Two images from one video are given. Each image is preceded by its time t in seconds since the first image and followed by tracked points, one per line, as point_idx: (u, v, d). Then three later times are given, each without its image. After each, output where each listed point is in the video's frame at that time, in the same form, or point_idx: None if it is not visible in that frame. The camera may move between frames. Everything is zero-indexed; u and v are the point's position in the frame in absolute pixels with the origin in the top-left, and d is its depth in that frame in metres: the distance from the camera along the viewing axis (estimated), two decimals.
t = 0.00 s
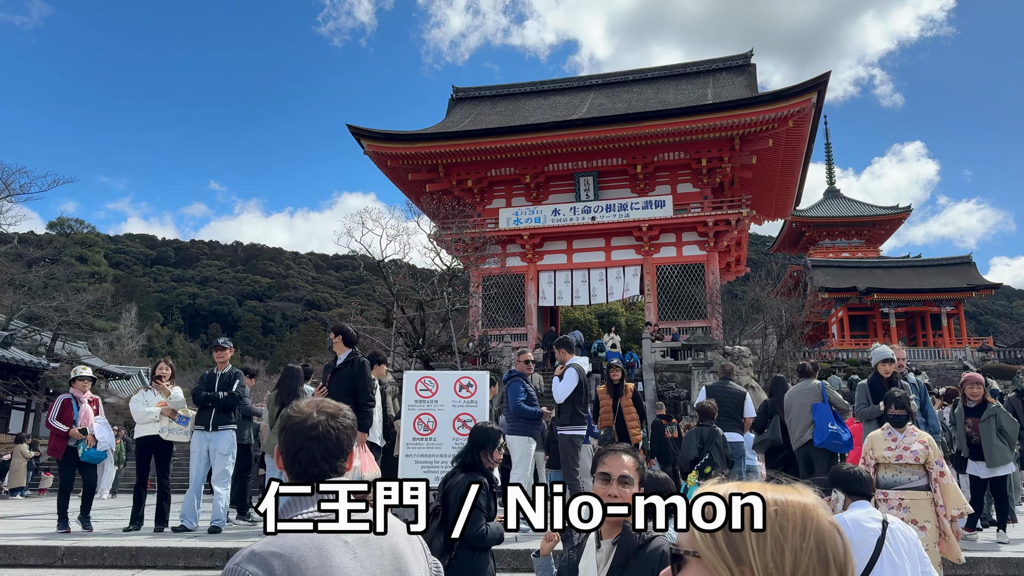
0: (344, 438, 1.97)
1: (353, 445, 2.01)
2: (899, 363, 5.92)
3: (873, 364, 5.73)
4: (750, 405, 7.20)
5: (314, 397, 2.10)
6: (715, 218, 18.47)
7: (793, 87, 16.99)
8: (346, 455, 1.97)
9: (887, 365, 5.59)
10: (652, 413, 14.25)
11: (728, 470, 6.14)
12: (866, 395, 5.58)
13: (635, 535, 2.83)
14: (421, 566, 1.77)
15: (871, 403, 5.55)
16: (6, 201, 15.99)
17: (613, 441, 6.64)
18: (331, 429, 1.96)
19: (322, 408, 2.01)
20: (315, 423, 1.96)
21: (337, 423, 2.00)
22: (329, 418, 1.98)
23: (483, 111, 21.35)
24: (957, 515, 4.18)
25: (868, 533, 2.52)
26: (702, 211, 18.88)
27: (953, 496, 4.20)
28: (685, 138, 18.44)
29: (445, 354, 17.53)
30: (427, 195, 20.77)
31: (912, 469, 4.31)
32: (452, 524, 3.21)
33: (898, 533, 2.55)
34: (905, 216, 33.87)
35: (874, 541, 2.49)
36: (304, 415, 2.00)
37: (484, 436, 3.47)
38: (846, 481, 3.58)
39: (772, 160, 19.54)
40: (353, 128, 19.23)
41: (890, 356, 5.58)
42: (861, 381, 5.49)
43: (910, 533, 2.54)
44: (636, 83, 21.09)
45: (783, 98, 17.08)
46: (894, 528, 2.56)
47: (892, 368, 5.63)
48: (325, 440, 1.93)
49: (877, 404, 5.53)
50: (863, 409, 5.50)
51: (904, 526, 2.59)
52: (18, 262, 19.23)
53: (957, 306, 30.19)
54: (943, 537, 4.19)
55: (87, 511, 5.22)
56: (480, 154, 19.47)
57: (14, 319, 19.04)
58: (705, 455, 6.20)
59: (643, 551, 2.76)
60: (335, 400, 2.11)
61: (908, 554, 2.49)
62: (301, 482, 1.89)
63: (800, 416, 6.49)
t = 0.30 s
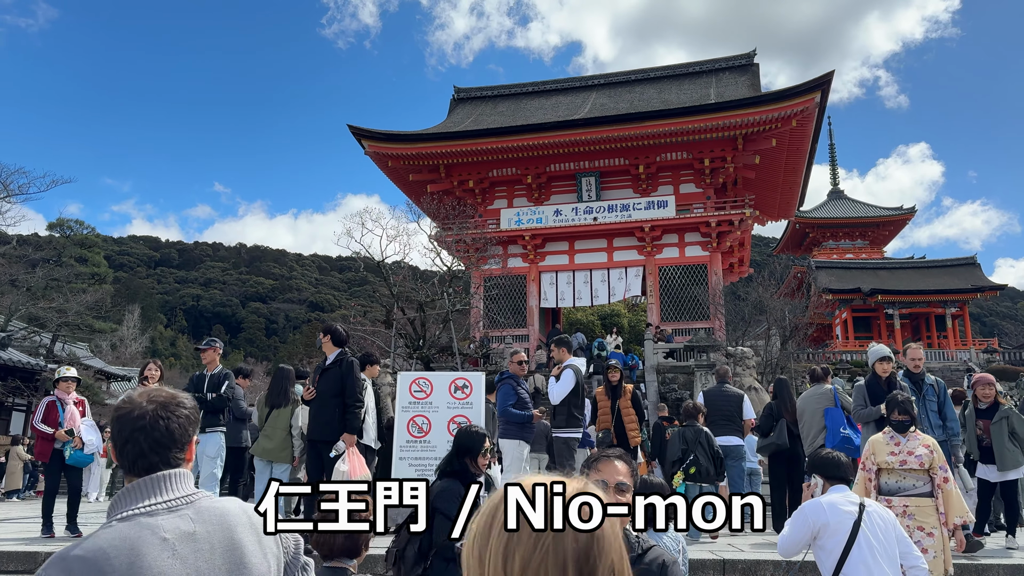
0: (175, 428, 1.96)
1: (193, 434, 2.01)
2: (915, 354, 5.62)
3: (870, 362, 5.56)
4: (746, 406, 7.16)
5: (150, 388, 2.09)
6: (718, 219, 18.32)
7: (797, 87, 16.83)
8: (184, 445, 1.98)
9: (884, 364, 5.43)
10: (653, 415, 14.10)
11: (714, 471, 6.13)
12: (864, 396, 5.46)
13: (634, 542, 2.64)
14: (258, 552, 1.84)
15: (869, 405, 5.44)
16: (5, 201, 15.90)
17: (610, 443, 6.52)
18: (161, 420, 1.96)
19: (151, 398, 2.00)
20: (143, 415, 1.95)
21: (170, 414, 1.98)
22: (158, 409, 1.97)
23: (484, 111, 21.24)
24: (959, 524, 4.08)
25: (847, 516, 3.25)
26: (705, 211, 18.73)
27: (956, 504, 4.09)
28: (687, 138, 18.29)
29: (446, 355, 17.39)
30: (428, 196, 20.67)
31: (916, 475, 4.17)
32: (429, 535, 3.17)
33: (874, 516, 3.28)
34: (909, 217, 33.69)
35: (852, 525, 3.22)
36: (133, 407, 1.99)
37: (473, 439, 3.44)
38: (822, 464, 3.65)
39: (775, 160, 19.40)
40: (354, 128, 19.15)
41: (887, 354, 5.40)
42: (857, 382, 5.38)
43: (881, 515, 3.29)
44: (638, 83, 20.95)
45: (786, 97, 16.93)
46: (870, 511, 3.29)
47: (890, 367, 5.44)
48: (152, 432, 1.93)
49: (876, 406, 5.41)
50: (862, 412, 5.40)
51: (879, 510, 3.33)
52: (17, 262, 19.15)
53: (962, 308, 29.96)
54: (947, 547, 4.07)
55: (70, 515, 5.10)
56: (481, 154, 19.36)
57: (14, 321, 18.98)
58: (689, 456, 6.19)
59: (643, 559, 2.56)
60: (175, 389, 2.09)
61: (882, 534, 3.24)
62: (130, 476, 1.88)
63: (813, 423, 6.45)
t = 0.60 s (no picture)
0: (48, 428, 1.93)
1: (72, 433, 2.00)
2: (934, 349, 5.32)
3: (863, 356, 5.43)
4: (731, 407, 7.03)
5: (33, 387, 2.07)
6: (717, 219, 18.20)
7: (796, 87, 16.74)
8: (62, 445, 1.96)
9: (875, 357, 5.31)
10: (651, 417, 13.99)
11: (701, 476, 6.07)
12: (855, 392, 5.31)
13: (605, 544, 2.42)
14: (127, 551, 1.79)
15: (860, 401, 5.28)
16: None
17: (603, 443, 6.43)
18: (37, 421, 1.93)
19: (27, 399, 1.97)
20: (18, 415, 1.93)
21: (46, 414, 1.96)
22: (34, 409, 1.95)
23: (482, 111, 21.16)
24: (967, 551, 3.85)
25: (829, 507, 3.22)
26: (703, 212, 18.62)
27: (964, 529, 3.84)
28: (686, 138, 18.19)
29: (442, 356, 17.29)
30: (426, 196, 20.58)
31: (919, 497, 3.95)
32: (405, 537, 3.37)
33: (856, 509, 3.25)
34: (908, 219, 33.62)
35: (832, 517, 3.20)
36: (12, 406, 1.96)
37: (449, 438, 3.71)
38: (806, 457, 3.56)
39: (774, 161, 19.30)
40: (351, 128, 19.08)
41: (881, 348, 5.27)
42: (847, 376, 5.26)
43: (863, 508, 3.26)
44: (637, 83, 20.85)
45: (785, 98, 16.83)
46: (851, 504, 3.25)
47: (883, 360, 5.32)
48: (27, 433, 1.90)
49: (867, 403, 5.25)
50: (851, 408, 5.27)
51: (861, 503, 3.29)
52: (12, 262, 19.02)
53: (961, 310, 29.87)
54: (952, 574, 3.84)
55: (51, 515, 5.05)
56: (478, 155, 19.27)
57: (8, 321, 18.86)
58: (677, 459, 6.14)
59: (615, 561, 2.35)
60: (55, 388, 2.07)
61: (863, 527, 3.22)
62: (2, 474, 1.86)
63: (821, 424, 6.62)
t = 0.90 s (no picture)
0: None
1: None
2: (931, 339, 5.20)
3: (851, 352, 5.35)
4: (709, 404, 6.94)
5: None
6: (711, 221, 18.11)
7: (791, 88, 16.66)
8: None
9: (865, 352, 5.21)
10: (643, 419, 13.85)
11: (684, 477, 6.01)
12: (846, 391, 5.21)
13: (568, 544, 2.30)
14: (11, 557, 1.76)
15: (852, 400, 5.17)
16: None
17: (589, 444, 6.39)
18: None
19: None
20: None
21: None
22: None
23: (476, 112, 21.04)
24: (965, 561, 3.66)
25: (803, 483, 3.38)
26: (698, 213, 18.52)
27: (961, 536, 3.68)
28: (681, 139, 18.11)
29: (434, 358, 17.17)
30: (419, 197, 20.45)
31: (917, 502, 3.80)
32: (373, 540, 3.29)
33: (831, 486, 3.38)
34: (903, 222, 33.61)
35: (807, 493, 3.35)
36: None
37: (423, 437, 3.60)
38: (780, 434, 3.65)
39: (768, 162, 19.22)
40: (343, 128, 18.95)
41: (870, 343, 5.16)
42: (835, 373, 5.17)
43: (839, 487, 3.39)
44: (632, 84, 20.76)
45: (780, 99, 16.76)
46: (827, 481, 3.39)
47: (873, 356, 5.23)
48: None
49: (858, 401, 5.14)
50: (842, 407, 5.16)
51: (837, 481, 3.43)
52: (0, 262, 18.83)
53: (956, 313, 29.83)
54: None
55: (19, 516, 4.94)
56: (471, 155, 19.16)
57: None
58: (660, 459, 6.07)
59: (580, 562, 2.23)
60: None
61: (836, 504, 3.36)
62: None
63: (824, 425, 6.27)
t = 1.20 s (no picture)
0: None
1: None
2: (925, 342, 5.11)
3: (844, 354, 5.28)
4: (697, 410, 6.81)
5: None
6: (704, 224, 18.03)
7: (784, 91, 16.62)
8: None
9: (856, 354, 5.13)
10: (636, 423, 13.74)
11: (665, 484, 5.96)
12: (837, 390, 5.16)
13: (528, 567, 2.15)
14: None
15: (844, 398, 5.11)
16: None
17: (576, 449, 6.36)
18: None
19: None
20: None
21: None
22: None
23: (468, 114, 20.94)
24: (963, 572, 3.53)
25: (770, 491, 3.28)
26: (691, 216, 18.43)
27: (958, 547, 3.56)
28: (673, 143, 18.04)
29: (425, 361, 17.02)
30: (411, 199, 20.31)
31: (911, 510, 3.69)
32: (345, 553, 3.15)
33: (797, 493, 3.30)
34: (896, 226, 33.68)
35: (773, 497, 3.27)
36: None
37: (400, 444, 3.47)
38: (745, 443, 3.51)
39: (761, 165, 19.18)
40: (334, 129, 18.81)
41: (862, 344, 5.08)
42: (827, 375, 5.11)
43: (807, 497, 3.30)
44: (625, 87, 20.71)
45: (773, 102, 16.72)
46: (793, 490, 3.30)
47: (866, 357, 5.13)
48: None
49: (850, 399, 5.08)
50: (835, 406, 5.08)
51: (803, 488, 3.33)
52: None
53: (948, 317, 29.88)
54: None
55: None
56: (463, 157, 19.06)
57: None
58: (640, 468, 6.03)
59: None
60: None
61: (805, 515, 3.27)
62: None
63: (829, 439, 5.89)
